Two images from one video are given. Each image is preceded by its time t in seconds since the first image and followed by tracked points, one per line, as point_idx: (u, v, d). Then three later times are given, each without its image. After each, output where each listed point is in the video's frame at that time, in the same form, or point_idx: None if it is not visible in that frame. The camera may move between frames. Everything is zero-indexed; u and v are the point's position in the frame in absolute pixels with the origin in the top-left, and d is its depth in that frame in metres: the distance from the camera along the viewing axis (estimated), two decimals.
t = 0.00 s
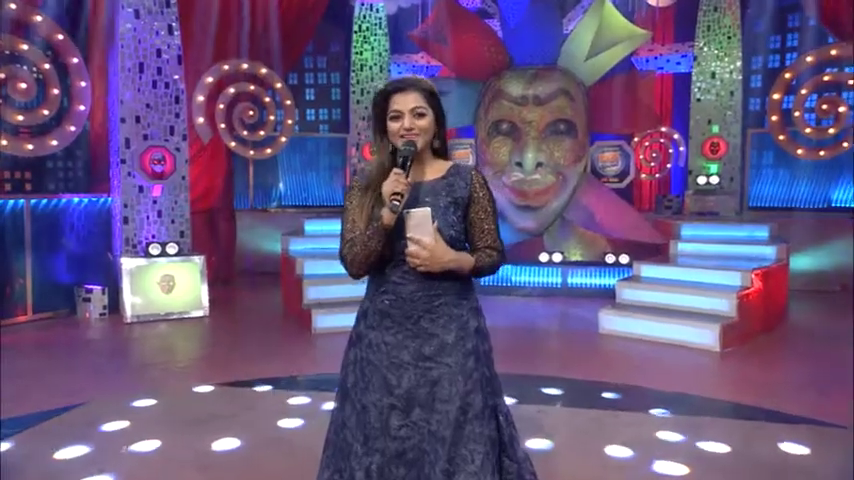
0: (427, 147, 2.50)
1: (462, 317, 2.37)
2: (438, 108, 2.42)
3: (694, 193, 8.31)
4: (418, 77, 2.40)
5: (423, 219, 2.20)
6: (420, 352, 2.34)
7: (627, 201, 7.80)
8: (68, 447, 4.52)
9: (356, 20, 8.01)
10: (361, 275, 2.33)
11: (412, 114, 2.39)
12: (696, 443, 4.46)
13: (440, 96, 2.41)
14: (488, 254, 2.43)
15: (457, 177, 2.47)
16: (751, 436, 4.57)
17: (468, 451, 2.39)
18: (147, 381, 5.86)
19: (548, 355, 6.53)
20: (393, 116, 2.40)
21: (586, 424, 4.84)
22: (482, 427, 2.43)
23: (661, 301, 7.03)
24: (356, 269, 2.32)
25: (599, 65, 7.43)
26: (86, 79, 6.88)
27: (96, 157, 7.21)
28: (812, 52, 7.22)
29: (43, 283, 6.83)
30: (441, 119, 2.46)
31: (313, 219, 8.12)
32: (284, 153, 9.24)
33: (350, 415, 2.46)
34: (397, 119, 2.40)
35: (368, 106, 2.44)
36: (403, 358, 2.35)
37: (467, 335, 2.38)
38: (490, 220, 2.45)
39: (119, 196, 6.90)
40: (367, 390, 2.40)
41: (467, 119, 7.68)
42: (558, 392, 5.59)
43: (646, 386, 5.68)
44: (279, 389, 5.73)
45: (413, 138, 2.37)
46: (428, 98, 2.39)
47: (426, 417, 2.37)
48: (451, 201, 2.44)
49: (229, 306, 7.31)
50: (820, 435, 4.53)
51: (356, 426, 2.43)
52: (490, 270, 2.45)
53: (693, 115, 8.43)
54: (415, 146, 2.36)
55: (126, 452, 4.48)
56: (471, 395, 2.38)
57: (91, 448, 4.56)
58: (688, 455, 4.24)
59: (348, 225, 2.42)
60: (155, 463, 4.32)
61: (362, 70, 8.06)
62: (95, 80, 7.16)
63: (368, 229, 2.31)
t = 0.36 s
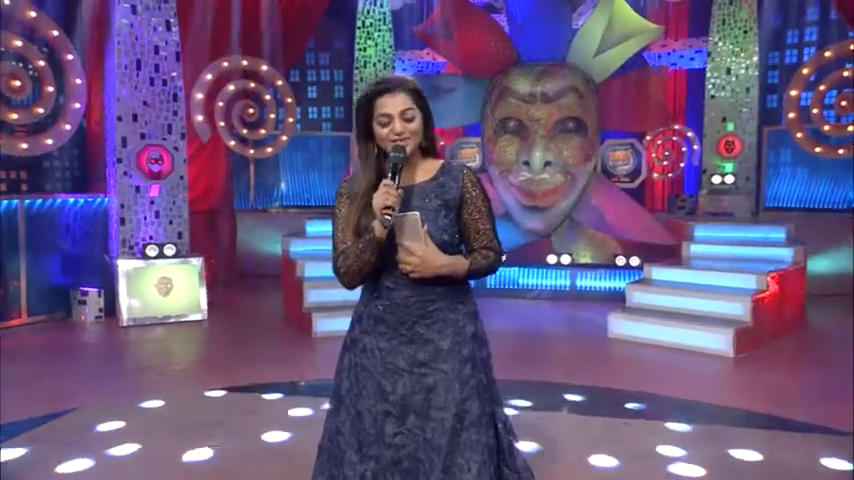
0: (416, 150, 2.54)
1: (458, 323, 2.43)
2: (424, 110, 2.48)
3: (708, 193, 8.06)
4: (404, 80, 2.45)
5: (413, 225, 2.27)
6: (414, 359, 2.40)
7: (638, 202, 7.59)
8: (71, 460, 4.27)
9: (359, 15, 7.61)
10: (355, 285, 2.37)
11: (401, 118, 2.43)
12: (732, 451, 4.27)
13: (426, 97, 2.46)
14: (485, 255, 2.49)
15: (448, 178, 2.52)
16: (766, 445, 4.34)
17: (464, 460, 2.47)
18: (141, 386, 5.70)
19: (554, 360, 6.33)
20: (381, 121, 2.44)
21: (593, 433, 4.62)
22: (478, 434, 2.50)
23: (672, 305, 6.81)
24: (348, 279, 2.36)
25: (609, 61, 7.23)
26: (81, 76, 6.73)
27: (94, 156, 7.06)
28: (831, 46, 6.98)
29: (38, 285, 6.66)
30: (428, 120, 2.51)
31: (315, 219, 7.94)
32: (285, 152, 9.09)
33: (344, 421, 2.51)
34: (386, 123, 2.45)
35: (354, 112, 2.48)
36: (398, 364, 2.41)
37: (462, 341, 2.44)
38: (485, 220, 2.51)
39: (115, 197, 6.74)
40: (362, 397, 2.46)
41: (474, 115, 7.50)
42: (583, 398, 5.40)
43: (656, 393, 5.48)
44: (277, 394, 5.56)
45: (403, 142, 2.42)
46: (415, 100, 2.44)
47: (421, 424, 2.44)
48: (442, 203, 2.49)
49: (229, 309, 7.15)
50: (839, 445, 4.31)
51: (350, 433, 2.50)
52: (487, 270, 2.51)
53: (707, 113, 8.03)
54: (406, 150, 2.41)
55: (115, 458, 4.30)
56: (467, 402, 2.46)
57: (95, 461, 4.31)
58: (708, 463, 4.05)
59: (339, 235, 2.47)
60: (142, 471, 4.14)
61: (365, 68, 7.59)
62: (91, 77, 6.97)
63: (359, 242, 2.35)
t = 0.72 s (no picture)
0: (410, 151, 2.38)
1: (459, 329, 2.32)
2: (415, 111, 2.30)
3: (726, 193, 7.79)
4: (391, 82, 2.27)
5: (408, 232, 2.17)
6: (414, 365, 2.29)
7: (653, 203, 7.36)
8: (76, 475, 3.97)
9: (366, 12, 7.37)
10: (352, 294, 2.27)
11: (391, 123, 2.27)
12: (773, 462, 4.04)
13: (416, 98, 2.29)
14: (484, 258, 2.34)
15: (444, 180, 2.35)
16: (788, 456, 4.12)
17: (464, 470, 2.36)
18: (139, 391, 5.55)
19: (566, 366, 6.12)
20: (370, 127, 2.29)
21: (605, 442, 4.40)
22: (480, 444, 2.40)
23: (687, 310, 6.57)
24: (345, 290, 2.25)
25: (623, 57, 7.02)
26: (82, 74, 6.59)
27: (95, 155, 6.91)
28: None
29: (37, 287, 6.54)
30: (419, 120, 2.34)
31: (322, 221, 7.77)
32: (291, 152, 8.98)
33: (343, 428, 2.41)
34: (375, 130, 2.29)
35: (341, 119, 2.32)
36: (397, 371, 2.30)
37: (464, 347, 2.32)
38: (484, 224, 2.35)
39: (116, 197, 6.59)
40: (362, 403, 2.35)
41: (485, 114, 7.32)
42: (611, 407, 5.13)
43: (670, 400, 5.26)
44: (277, 400, 5.40)
45: (395, 149, 2.27)
46: (404, 102, 2.27)
47: (420, 433, 2.34)
48: (438, 207, 2.33)
49: (233, 312, 6.99)
50: None
51: (349, 440, 2.39)
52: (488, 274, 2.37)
53: (726, 110, 7.76)
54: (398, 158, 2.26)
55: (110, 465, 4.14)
56: (468, 410, 2.35)
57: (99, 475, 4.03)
58: None
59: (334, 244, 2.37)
60: None
61: (373, 65, 7.32)
62: (93, 75, 6.82)
63: (354, 252, 2.23)
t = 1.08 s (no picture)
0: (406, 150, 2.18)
1: (461, 334, 2.11)
2: (411, 111, 2.11)
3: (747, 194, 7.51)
4: (384, 81, 2.09)
5: (405, 237, 1.97)
6: (413, 372, 2.08)
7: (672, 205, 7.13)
8: None
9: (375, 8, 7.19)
10: (347, 302, 2.07)
11: (385, 125, 2.08)
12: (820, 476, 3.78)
13: (412, 97, 2.09)
14: (485, 262, 2.12)
15: (441, 181, 2.14)
16: (813, 468, 3.89)
17: None
18: (138, 398, 5.39)
19: (580, 375, 5.89)
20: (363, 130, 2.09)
21: (618, 452, 4.20)
22: (483, 455, 2.17)
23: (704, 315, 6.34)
24: (341, 299, 2.06)
25: (639, 53, 6.87)
26: (83, 72, 6.46)
27: (97, 155, 6.76)
28: None
29: (37, 290, 6.39)
30: (416, 119, 2.14)
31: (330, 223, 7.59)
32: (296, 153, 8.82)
33: (341, 438, 2.20)
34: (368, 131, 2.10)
35: (331, 121, 2.12)
36: (396, 379, 2.10)
37: (466, 353, 2.10)
38: (484, 226, 2.12)
39: (118, 198, 6.44)
40: (359, 411, 2.15)
41: (497, 112, 7.13)
42: (642, 417, 4.88)
43: (688, 409, 5.02)
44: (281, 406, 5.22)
45: (390, 151, 2.07)
46: (398, 102, 2.08)
47: (420, 443, 2.12)
48: (434, 210, 2.11)
49: (237, 317, 6.82)
50: None
51: (347, 450, 2.18)
52: (490, 280, 2.14)
53: (747, 108, 7.48)
54: (394, 160, 2.06)
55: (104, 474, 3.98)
56: (469, 420, 2.13)
57: None
58: None
59: (328, 251, 2.16)
60: None
61: (381, 62, 7.15)
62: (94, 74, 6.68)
63: (349, 259, 2.05)
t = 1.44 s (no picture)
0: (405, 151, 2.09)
1: (461, 342, 2.05)
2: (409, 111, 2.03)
3: (770, 196, 7.21)
4: (380, 79, 2.00)
5: (403, 242, 1.92)
6: (412, 380, 2.03)
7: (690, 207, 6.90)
8: None
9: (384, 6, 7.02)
10: (345, 308, 2.01)
11: (382, 125, 2.00)
12: None
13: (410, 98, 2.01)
14: (485, 267, 2.05)
15: (441, 182, 2.07)
16: None
17: None
18: (137, 405, 5.24)
19: (594, 383, 5.69)
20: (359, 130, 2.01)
21: (630, 465, 3.98)
22: (485, 468, 2.10)
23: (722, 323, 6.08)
24: (339, 303, 2.01)
25: (657, 50, 6.65)
26: (85, 72, 6.34)
27: (101, 156, 6.63)
28: None
29: (37, 295, 6.28)
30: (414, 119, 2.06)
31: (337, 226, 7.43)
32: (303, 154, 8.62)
33: (338, 450, 2.14)
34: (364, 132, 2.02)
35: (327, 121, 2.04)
36: (395, 388, 2.04)
37: (467, 362, 2.05)
38: (486, 229, 2.05)
39: (120, 200, 6.29)
40: (357, 421, 2.09)
41: (510, 111, 6.97)
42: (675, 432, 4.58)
43: (705, 420, 4.80)
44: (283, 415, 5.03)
45: (386, 152, 1.99)
46: (395, 101, 2.00)
47: (418, 454, 2.05)
48: (434, 212, 2.04)
49: (242, 322, 6.67)
50: None
51: (344, 462, 2.11)
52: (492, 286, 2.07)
53: (770, 107, 7.23)
54: (391, 161, 1.99)
55: None
56: (469, 431, 2.06)
57: None
58: None
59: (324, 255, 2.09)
60: None
61: (390, 62, 6.97)
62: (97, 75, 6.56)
63: (345, 262, 1.99)
